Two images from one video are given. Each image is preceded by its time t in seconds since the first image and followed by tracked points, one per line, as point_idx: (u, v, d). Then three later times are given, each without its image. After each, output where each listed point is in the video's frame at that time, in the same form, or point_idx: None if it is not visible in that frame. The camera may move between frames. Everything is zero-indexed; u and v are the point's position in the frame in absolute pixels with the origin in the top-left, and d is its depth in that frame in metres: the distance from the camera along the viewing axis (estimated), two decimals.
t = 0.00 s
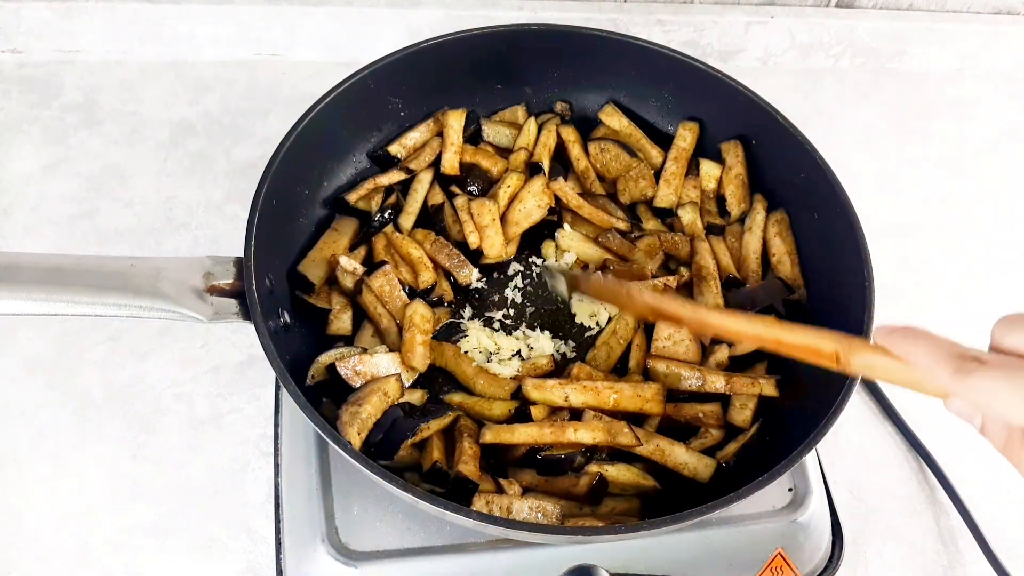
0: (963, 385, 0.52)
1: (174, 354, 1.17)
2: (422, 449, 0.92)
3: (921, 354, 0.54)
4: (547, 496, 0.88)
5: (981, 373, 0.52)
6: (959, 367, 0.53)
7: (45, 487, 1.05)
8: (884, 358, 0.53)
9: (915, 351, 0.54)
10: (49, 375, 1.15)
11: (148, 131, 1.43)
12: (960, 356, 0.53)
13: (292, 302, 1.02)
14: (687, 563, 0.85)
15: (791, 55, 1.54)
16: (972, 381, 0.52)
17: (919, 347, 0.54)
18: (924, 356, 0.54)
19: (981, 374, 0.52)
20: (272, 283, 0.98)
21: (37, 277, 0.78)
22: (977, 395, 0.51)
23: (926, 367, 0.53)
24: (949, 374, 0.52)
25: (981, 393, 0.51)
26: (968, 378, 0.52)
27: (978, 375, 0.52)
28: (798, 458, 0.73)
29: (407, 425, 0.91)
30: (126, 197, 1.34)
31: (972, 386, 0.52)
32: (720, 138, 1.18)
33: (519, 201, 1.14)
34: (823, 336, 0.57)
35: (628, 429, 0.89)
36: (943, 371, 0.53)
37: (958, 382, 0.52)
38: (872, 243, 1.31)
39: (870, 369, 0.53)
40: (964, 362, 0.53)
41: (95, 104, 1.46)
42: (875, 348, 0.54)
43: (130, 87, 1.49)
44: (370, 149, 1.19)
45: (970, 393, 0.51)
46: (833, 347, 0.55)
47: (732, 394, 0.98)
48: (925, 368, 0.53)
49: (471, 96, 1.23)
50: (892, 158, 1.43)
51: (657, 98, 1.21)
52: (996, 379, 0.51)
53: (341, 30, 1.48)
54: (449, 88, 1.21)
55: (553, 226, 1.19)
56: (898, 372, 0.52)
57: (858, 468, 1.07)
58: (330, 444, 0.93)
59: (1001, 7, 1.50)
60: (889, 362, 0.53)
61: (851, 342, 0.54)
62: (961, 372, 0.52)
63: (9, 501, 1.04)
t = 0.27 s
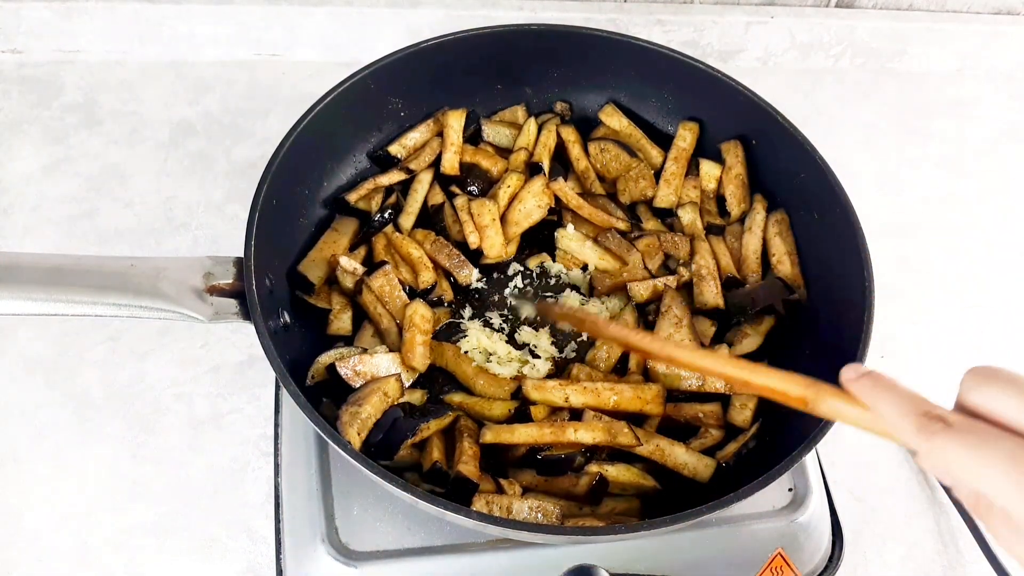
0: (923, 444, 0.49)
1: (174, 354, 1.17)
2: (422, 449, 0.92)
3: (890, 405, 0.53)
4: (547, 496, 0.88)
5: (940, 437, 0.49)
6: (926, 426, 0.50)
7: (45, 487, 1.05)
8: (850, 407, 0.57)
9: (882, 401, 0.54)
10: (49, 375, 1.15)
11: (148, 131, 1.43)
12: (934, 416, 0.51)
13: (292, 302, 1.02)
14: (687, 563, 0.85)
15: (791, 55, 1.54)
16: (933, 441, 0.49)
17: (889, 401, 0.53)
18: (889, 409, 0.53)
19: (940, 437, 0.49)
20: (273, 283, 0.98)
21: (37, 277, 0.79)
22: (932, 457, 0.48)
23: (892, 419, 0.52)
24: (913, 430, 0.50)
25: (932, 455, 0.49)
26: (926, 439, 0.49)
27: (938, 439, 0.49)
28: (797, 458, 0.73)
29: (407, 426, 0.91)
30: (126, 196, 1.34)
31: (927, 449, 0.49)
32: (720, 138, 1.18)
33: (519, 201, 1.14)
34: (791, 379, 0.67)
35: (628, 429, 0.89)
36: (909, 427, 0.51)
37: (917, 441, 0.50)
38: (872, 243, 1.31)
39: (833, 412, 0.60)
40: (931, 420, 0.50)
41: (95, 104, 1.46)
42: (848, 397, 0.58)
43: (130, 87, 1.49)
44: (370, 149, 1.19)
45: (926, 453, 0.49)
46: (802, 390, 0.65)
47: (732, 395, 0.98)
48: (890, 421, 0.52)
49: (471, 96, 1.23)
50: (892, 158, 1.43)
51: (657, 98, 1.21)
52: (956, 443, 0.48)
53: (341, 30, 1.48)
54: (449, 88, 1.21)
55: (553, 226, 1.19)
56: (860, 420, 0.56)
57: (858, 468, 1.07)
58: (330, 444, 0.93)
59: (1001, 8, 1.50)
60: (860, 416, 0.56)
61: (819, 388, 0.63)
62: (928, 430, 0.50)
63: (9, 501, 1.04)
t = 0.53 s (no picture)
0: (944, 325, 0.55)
1: (174, 354, 1.17)
2: (422, 449, 0.92)
3: (900, 303, 0.59)
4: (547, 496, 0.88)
5: (958, 310, 0.54)
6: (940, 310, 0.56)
7: (45, 487, 1.05)
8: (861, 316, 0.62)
9: (894, 302, 0.59)
10: (49, 375, 1.15)
11: (148, 131, 1.43)
12: (942, 298, 0.57)
13: (291, 302, 1.01)
14: (686, 563, 0.85)
15: (792, 55, 1.54)
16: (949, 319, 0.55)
17: (902, 301, 0.59)
18: (905, 310, 0.58)
19: (956, 311, 0.54)
20: (273, 283, 0.98)
21: (37, 277, 0.79)
22: (954, 333, 0.54)
23: (907, 316, 0.58)
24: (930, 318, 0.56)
25: (956, 323, 0.54)
26: (942, 319, 0.55)
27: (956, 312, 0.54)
28: (797, 458, 0.73)
29: (408, 426, 0.92)
30: (126, 196, 1.34)
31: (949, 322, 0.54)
32: (720, 138, 1.18)
33: (519, 201, 1.14)
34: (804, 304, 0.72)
35: (627, 429, 0.89)
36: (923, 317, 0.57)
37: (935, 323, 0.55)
38: (872, 243, 1.31)
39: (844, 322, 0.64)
40: (942, 305, 0.56)
41: (95, 104, 1.46)
42: (856, 308, 0.63)
43: (130, 87, 1.49)
44: (370, 149, 1.19)
45: (950, 331, 0.54)
46: (815, 310, 0.70)
47: (732, 394, 0.98)
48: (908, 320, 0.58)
49: (471, 96, 1.23)
50: (892, 158, 1.43)
51: (657, 98, 1.21)
52: (972, 314, 0.53)
53: (341, 30, 1.48)
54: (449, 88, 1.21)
55: (553, 226, 1.19)
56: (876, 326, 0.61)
57: (858, 468, 1.07)
58: (330, 444, 0.93)
59: (1001, 7, 1.50)
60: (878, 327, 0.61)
61: (829, 305, 0.68)
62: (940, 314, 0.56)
63: (9, 501, 1.04)
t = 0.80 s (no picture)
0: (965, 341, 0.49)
1: (174, 354, 1.17)
2: (422, 449, 0.92)
3: (908, 315, 0.51)
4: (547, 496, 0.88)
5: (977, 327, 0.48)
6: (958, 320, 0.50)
7: (46, 487, 1.06)
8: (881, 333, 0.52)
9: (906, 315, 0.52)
10: (49, 376, 1.15)
11: (148, 131, 1.43)
12: (953, 313, 0.50)
13: (291, 302, 1.02)
14: (686, 563, 0.85)
15: (792, 55, 1.54)
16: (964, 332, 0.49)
17: (912, 314, 0.51)
18: (917, 322, 0.51)
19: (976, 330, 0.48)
20: (272, 283, 0.98)
21: (37, 277, 0.78)
22: (971, 353, 0.48)
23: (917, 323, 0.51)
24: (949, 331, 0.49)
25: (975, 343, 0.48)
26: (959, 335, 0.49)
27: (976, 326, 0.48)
28: (798, 458, 0.73)
29: (407, 426, 0.92)
30: (126, 196, 1.34)
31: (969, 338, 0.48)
32: (720, 138, 1.18)
33: (519, 201, 1.14)
34: (817, 312, 0.57)
35: (628, 429, 0.89)
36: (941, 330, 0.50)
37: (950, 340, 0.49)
38: (872, 243, 1.31)
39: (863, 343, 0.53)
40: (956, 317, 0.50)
41: (95, 104, 1.46)
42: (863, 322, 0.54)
43: (130, 87, 1.49)
44: (370, 149, 1.19)
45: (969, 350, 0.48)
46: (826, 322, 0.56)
47: (732, 394, 0.98)
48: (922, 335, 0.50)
49: (471, 96, 1.23)
50: (892, 158, 1.43)
51: (657, 98, 1.21)
52: (989, 331, 0.48)
53: (341, 30, 1.48)
54: (449, 88, 1.21)
55: (553, 226, 1.19)
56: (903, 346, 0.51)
57: (858, 468, 1.07)
58: (330, 444, 0.93)
59: (1001, 8, 1.50)
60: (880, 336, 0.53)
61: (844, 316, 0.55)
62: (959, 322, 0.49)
63: (9, 501, 1.04)
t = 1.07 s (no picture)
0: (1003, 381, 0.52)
1: (174, 354, 1.17)
2: (422, 449, 0.92)
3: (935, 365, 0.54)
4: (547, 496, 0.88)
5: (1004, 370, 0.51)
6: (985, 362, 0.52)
7: (46, 487, 1.05)
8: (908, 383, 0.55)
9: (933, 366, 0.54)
10: (49, 376, 1.15)
11: (148, 131, 1.43)
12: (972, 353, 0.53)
13: (292, 302, 1.02)
14: (686, 563, 0.85)
15: (792, 55, 1.53)
16: (987, 376, 0.52)
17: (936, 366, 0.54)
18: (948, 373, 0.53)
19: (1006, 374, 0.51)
20: (272, 283, 0.98)
21: (37, 277, 0.79)
22: (887, 387, 0.56)
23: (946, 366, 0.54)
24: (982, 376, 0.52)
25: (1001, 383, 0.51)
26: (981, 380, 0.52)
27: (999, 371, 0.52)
28: (798, 458, 0.73)
29: (407, 426, 0.92)
30: (126, 196, 1.34)
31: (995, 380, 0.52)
32: (720, 138, 1.18)
33: (519, 201, 1.14)
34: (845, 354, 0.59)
35: (628, 429, 0.89)
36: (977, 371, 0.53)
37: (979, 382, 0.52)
38: (872, 244, 1.31)
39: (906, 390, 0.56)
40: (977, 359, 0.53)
41: (95, 104, 1.46)
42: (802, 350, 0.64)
43: (130, 87, 1.49)
44: (370, 149, 1.19)
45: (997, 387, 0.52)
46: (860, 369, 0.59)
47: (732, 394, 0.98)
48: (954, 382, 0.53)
49: (471, 96, 1.23)
50: (892, 158, 1.43)
51: (657, 98, 1.21)
52: (901, 371, 0.55)
53: (341, 30, 1.48)
54: (450, 88, 1.21)
55: (553, 226, 1.19)
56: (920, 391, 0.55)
57: (858, 468, 1.07)
58: (330, 444, 0.93)
59: (1001, 8, 1.49)
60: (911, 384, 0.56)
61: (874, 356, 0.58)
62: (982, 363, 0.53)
63: (9, 501, 1.04)
